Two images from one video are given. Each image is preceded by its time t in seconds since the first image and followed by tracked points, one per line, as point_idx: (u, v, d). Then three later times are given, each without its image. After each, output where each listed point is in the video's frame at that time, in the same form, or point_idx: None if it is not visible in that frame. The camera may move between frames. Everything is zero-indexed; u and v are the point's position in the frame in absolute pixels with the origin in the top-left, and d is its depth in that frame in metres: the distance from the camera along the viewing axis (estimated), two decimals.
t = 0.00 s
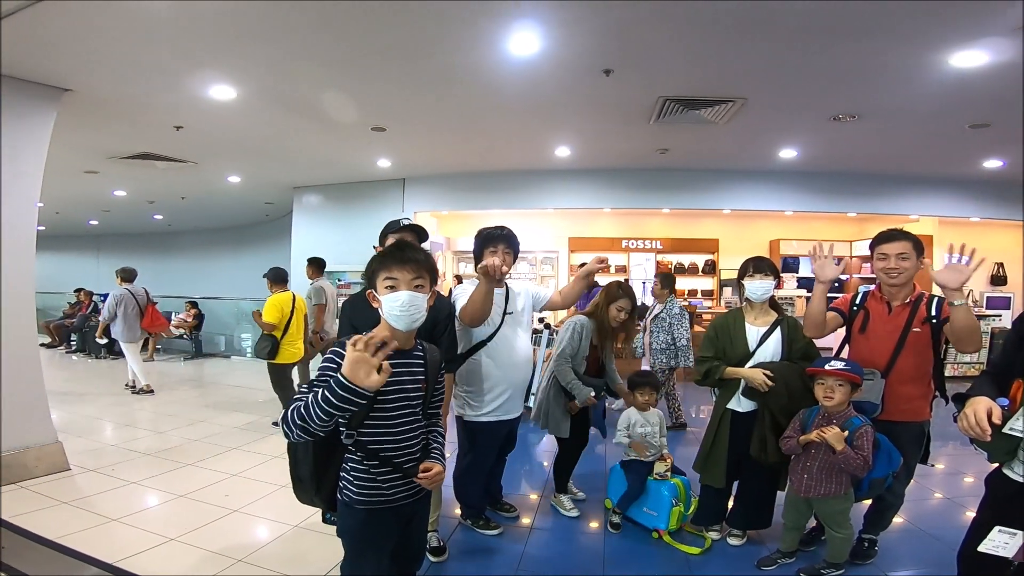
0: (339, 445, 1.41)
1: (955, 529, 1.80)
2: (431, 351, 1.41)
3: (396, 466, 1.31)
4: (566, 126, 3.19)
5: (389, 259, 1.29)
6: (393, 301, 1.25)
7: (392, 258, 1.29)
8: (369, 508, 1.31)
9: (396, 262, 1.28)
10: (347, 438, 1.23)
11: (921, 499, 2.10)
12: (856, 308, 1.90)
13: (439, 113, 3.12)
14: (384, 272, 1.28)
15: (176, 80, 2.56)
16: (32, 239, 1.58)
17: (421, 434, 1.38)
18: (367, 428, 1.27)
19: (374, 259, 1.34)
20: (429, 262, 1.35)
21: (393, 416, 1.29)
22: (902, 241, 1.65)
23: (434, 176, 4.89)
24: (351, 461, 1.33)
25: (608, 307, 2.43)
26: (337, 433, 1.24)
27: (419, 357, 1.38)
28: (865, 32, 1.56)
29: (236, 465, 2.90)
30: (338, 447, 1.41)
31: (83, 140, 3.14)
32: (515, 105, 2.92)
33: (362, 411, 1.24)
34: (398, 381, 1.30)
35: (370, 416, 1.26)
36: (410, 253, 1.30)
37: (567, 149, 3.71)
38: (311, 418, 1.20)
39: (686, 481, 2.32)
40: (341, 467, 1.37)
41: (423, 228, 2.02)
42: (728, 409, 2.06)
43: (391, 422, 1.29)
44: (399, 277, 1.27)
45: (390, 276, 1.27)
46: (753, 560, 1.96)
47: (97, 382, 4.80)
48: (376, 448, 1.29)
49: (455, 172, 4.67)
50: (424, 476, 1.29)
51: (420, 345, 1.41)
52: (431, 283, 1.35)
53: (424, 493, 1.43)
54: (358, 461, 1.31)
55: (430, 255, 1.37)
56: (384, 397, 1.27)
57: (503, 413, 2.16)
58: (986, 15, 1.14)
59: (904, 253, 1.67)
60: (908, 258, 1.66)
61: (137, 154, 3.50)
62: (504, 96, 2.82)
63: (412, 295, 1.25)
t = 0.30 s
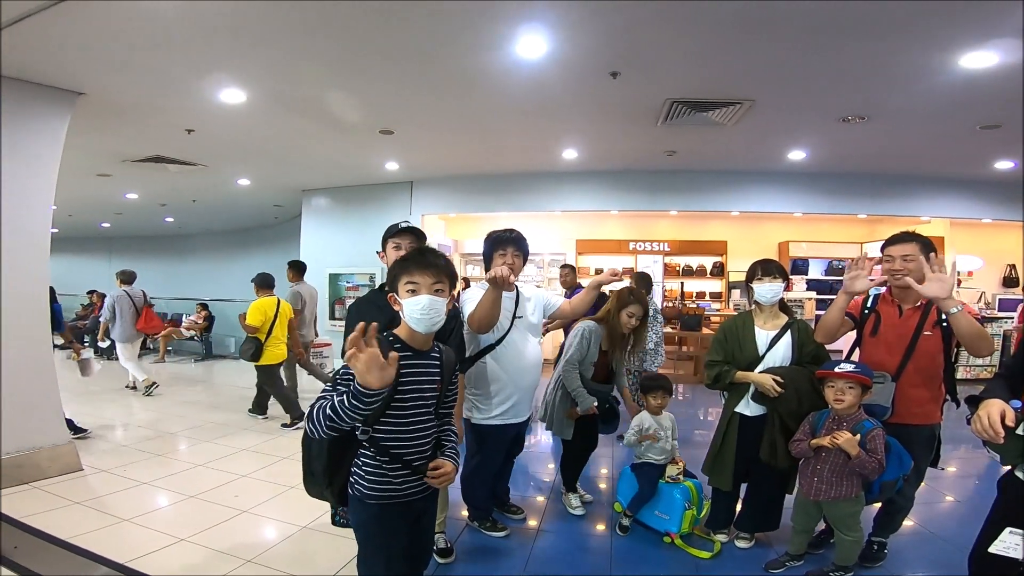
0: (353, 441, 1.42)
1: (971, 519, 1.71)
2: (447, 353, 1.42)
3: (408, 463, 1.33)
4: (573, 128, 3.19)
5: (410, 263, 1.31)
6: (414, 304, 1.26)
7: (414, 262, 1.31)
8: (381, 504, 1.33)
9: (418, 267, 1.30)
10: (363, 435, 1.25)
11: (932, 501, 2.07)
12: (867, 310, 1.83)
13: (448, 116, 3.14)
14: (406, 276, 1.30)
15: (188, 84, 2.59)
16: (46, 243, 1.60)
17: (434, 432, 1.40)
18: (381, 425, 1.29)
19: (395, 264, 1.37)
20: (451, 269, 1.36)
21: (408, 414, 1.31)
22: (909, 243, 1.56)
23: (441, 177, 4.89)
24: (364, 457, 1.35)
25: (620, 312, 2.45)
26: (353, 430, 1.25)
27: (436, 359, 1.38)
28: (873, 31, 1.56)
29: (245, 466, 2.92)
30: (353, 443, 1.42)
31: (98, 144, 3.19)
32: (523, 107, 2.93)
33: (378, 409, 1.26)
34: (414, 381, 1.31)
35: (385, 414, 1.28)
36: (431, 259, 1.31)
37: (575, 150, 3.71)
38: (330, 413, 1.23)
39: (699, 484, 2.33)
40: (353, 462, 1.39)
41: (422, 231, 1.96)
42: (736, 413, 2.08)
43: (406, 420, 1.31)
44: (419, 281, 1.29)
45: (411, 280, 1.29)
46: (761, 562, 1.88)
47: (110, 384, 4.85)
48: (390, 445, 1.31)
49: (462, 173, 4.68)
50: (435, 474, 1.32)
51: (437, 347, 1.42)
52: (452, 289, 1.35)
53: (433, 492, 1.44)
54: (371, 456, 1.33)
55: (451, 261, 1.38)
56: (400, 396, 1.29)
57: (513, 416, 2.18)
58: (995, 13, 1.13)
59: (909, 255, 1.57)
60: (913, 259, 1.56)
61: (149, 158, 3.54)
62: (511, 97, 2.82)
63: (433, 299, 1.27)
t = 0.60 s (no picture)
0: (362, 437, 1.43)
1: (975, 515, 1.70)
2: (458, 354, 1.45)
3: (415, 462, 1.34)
4: (579, 130, 3.19)
5: (421, 270, 1.32)
6: (428, 308, 1.27)
7: (427, 266, 1.32)
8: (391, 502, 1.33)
9: (431, 271, 1.32)
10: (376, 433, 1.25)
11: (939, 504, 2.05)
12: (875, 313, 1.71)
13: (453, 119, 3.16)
14: (420, 281, 1.31)
15: (196, 87, 2.62)
16: (56, 246, 1.62)
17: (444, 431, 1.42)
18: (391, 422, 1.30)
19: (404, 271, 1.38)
20: (463, 274, 1.37)
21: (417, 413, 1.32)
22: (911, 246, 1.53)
23: (446, 181, 4.90)
24: (371, 453, 1.36)
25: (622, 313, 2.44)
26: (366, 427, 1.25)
27: (447, 361, 1.39)
28: (877, 31, 1.55)
29: (250, 468, 2.93)
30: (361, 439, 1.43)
31: (107, 147, 3.23)
32: (528, 110, 2.93)
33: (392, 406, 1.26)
34: (427, 381, 1.32)
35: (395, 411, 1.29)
36: (441, 263, 1.33)
37: (580, 154, 3.71)
38: (344, 411, 1.21)
39: (705, 487, 2.31)
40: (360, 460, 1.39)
41: (424, 234, 1.94)
42: (743, 416, 2.06)
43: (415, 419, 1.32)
44: (433, 285, 1.30)
45: (423, 284, 1.30)
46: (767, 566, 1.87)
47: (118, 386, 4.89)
48: (398, 443, 1.31)
49: (468, 177, 4.70)
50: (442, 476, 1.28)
51: (448, 350, 1.43)
52: (464, 293, 1.37)
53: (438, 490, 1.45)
54: (378, 453, 1.33)
55: (463, 267, 1.40)
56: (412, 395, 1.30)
57: (520, 418, 2.18)
58: (997, 13, 1.12)
59: (909, 258, 1.54)
60: (912, 261, 1.54)
61: (157, 161, 3.58)
62: (516, 100, 2.82)
63: (447, 303, 1.27)
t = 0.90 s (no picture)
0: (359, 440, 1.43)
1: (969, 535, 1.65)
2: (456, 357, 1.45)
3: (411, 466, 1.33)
4: (579, 134, 3.21)
5: (417, 271, 1.32)
6: (425, 309, 1.27)
7: (424, 267, 1.33)
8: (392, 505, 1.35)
9: (427, 272, 1.32)
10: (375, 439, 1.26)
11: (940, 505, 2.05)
12: (876, 322, 1.83)
13: (454, 121, 3.15)
14: (416, 282, 1.31)
15: (197, 87, 2.61)
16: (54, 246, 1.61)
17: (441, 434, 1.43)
18: (388, 428, 1.29)
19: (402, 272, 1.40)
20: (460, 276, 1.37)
21: (414, 419, 1.32)
22: (915, 251, 1.60)
23: (446, 184, 4.92)
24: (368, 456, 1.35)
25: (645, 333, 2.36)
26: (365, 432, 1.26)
27: (445, 365, 1.40)
28: (878, 34, 1.55)
29: (249, 470, 2.91)
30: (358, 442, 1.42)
31: (106, 148, 3.21)
32: (530, 114, 2.95)
33: (389, 411, 1.27)
34: (424, 385, 1.32)
35: (392, 417, 1.28)
36: (439, 264, 1.34)
37: (580, 157, 3.73)
38: (342, 419, 1.21)
39: (706, 490, 2.30)
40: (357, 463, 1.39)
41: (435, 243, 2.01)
42: (745, 417, 2.05)
43: (413, 424, 1.32)
44: (430, 287, 1.30)
45: (420, 286, 1.30)
46: (770, 569, 1.87)
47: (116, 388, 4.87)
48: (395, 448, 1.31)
49: (468, 180, 4.72)
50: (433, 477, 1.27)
51: (447, 353, 1.43)
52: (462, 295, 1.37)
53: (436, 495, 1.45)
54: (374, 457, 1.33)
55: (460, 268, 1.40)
56: (409, 401, 1.30)
57: (522, 422, 2.16)
58: (999, 17, 1.12)
59: (909, 263, 1.63)
60: (913, 266, 1.62)
61: (157, 162, 3.56)
62: (517, 105, 2.86)
63: (444, 304, 1.28)
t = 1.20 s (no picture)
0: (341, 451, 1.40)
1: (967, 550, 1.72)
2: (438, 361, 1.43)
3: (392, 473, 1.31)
4: (578, 135, 3.21)
5: (404, 265, 1.28)
6: (426, 308, 1.26)
7: (411, 259, 1.28)
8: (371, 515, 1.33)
9: (416, 266, 1.28)
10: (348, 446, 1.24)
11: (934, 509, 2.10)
12: (880, 324, 1.84)
13: (454, 121, 3.15)
14: (414, 278, 1.27)
15: (193, 83, 2.58)
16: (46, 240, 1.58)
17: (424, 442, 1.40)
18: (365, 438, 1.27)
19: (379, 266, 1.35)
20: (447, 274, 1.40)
21: (391, 427, 1.29)
22: (920, 257, 1.57)
23: (443, 184, 4.90)
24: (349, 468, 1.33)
25: (646, 366, 2.41)
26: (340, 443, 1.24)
27: (424, 370, 1.37)
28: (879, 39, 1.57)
29: (242, 471, 2.88)
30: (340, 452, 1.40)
31: (99, 144, 3.17)
32: (530, 114, 2.94)
33: (366, 420, 1.25)
34: (400, 392, 1.30)
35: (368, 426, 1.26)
36: (428, 258, 1.30)
37: (579, 159, 3.73)
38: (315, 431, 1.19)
39: (705, 493, 2.29)
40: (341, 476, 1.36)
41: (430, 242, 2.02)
42: (743, 420, 2.04)
43: (391, 432, 1.29)
44: (428, 285, 1.29)
45: (410, 283, 1.27)
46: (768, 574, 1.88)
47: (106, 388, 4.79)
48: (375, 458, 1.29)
49: (466, 180, 4.71)
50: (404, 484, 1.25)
51: (423, 355, 1.41)
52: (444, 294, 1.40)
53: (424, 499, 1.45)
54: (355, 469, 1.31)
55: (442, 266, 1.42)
56: (386, 408, 1.28)
57: (522, 423, 2.15)
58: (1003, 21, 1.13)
59: (912, 268, 1.59)
60: (916, 273, 1.58)
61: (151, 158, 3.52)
62: (517, 106, 2.86)
63: (442, 304, 1.29)
